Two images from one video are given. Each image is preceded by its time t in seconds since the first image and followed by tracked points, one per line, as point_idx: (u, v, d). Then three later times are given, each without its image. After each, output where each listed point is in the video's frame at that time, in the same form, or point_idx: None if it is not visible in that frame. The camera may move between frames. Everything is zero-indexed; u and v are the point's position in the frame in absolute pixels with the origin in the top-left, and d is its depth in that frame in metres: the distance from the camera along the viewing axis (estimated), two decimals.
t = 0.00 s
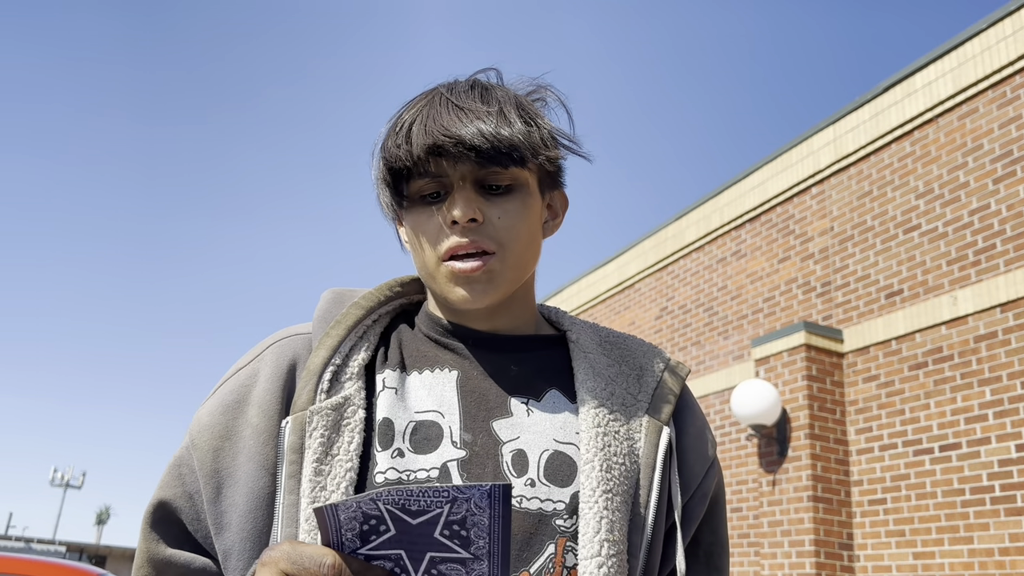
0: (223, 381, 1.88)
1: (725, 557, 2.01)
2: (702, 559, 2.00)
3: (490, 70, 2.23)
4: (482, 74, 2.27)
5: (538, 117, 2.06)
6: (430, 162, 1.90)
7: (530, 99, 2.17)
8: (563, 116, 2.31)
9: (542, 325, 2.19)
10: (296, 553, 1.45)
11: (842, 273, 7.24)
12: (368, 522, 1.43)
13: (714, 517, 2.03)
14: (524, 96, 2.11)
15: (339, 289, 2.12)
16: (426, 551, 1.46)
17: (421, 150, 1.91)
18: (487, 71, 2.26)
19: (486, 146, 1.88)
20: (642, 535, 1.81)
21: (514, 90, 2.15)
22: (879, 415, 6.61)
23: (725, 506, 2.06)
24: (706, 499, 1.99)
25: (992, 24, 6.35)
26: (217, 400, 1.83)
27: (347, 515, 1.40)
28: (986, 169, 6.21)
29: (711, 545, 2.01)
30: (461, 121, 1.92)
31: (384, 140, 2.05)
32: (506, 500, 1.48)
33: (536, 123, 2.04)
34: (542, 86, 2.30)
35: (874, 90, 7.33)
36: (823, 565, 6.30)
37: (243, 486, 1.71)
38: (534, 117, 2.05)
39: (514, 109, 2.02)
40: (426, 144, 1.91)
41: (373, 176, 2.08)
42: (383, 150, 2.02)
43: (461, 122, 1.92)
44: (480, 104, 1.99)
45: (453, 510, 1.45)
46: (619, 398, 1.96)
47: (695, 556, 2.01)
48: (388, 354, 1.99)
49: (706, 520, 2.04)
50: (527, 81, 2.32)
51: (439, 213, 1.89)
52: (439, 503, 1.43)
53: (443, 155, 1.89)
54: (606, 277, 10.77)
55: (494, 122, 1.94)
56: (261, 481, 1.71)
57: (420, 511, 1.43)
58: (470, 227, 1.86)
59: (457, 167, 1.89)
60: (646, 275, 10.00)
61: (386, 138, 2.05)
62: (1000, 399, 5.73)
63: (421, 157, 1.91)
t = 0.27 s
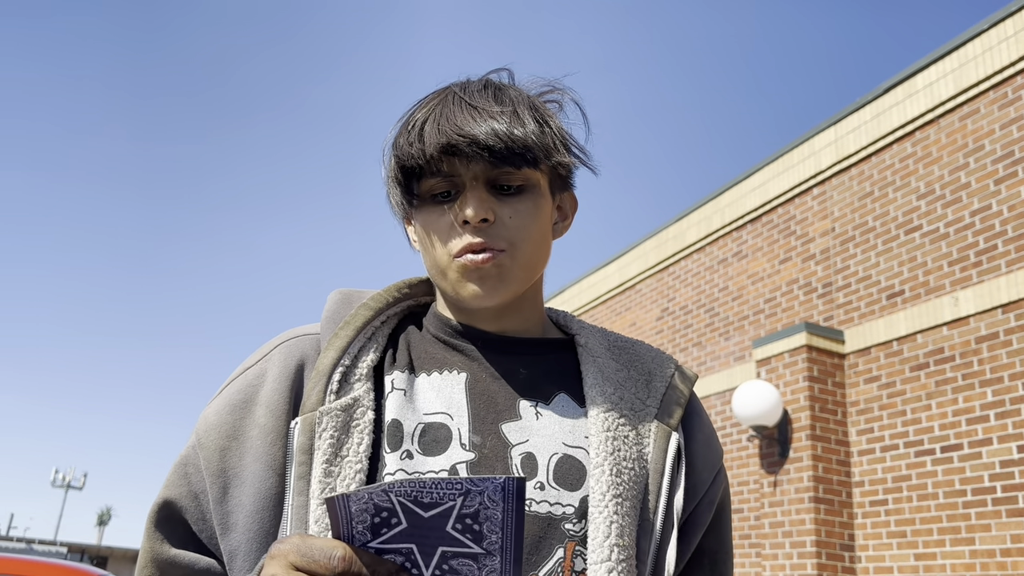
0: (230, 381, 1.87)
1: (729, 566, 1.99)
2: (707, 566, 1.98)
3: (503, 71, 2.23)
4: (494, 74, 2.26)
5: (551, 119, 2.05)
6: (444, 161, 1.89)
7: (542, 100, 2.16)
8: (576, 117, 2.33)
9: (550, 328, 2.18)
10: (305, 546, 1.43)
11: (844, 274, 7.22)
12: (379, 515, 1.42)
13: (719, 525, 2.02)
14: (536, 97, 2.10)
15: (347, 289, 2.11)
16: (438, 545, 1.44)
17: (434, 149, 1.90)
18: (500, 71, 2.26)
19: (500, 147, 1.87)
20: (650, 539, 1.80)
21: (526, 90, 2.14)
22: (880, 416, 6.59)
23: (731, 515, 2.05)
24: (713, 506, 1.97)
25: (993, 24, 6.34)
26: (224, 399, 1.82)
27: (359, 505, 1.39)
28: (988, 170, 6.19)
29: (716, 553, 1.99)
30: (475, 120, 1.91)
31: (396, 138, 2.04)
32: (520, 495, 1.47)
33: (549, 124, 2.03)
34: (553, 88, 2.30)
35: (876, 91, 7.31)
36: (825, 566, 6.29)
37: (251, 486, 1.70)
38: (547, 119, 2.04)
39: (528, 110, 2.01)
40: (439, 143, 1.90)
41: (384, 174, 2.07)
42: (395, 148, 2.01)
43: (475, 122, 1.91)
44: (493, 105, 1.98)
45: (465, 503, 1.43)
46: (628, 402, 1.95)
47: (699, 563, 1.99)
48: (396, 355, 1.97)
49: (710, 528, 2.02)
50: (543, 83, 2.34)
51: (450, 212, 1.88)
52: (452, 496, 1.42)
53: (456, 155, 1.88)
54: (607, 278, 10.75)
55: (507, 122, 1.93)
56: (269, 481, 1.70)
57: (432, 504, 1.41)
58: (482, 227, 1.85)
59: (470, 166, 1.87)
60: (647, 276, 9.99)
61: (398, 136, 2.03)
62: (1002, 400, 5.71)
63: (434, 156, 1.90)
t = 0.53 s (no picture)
0: (235, 380, 1.87)
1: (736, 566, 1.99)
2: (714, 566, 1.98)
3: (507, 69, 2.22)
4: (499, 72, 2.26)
5: (554, 117, 2.04)
6: (445, 159, 1.89)
7: (547, 98, 2.16)
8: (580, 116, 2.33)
9: (555, 327, 2.17)
10: (302, 536, 1.42)
11: (845, 275, 7.21)
12: (376, 505, 1.40)
13: (727, 525, 2.01)
14: (540, 95, 2.09)
15: (351, 289, 2.10)
16: (434, 537, 1.43)
17: (436, 148, 1.89)
18: (504, 69, 2.25)
19: (502, 145, 1.87)
20: (654, 540, 1.79)
21: (530, 89, 2.13)
22: (881, 417, 6.59)
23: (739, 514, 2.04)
24: (720, 506, 1.96)
25: (994, 25, 6.34)
26: (229, 398, 1.81)
27: (356, 495, 1.38)
28: (988, 171, 6.18)
29: (724, 554, 1.99)
30: (477, 119, 1.90)
31: (399, 137, 2.03)
32: (516, 488, 1.45)
33: (552, 123, 2.02)
34: (557, 86, 2.29)
35: (877, 92, 7.30)
36: (825, 566, 6.28)
37: (254, 484, 1.69)
38: (550, 118, 2.03)
39: (531, 108, 2.00)
40: (441, 142, 1.89)
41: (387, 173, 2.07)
42: (398, 147, 2.01)
43: (476, 121, 1.90)
44: (496, 103, 1.98)
45: (461, 494, 1.42)
46: (632, 401, 1.94)
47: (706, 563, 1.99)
48: (400, 355, 1.97)
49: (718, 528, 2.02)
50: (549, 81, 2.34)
51: (453, 211, 1.87)
52: (448, 487, 1.41)
53: (458, 154, 1.87)
54: (608, 279, 10.75)
55: (509, 121, 1.92)
56: (272, 480, 1.70)
57: (427, 494, 1.40)
58: (484, 226, 1.84)
59: (471, 165, 1.87)
60: (648, 276, 9.98)
61: (401, 134, 2.03)
62: (1003, 401, 5.70)
63: (436, 155, 1.89)
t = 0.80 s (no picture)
0: (238, 381, 1.88)
1: (740, 565, 2.00)
2: (716, 565, 1.99)
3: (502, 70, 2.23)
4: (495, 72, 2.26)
5: (548, 119, 2.04)
6: (439, 164, 1.89)
7: (542, 99, 2.16)
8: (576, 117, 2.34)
9: (555, 327, 2.18)
10: (286, 525, 1.41)
11: (845, 275, 7.22)
12: (358, 496, 1.42)
13: (728, 523, 2.01)
14: (535, 96, 2.09)
15: (353, 291, 2.11)
16: (415, 530, 1.44)
17: (430, 153, 1.90)
18: (499, 70, 2.25)
19: (494, 149, 1.87)
20: (651, 539, 1.80)
21: (525, 90, 2.14)
22: (882, 417, 6.59)
23: (740, 512, 2.04)
24: (720, 505, 1.96)
25: (994, 26, 6.34)
26: (231, 399, 1.83)
27: (337, 485, 1.39)
28: (989, 171, 6.19)
29: (727, 552, 1.99)
30: (469, 123, 1.91)
31: (395, 141, 2.04)
32: (495, 481, 1.45)
33: (547, 125, 2.02)
34: (554, 87, 2.29)
35: (877, 93, 7.31)
36: (826, 567, 6.28)
37: (252, 483, 1.70)
38: (544, 119, 2.03)
39: (524, 111, 2.00)
40: (434, 146, 1.89)
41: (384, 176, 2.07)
42: (394, 151, 2.01)
43: (469, 125, 1.90)
44: (489, 107, 1.98)
45: (441, 487, 1.42)
46: (629, 401, 1.94)
47: (708, 561, 1.99)
48: (399, 357, 1.97)
49: (720, 526, 2.02)
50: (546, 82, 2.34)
51: (447, 214, 1.88)
52: (427, 479, 1.41)
53: (451, 158, 1.88)
54: (609, 280, 10.75)
55: (502, 124, 1.92)
56: (271, 480, 1.70)
57: (408, 486, 1.41)
58: (478, 230, 1.84)
59: (465, 169, 1.87)
60: (649, 277, 9.98)
61: (397, 138, 2.04)
62: (1004, 402, 5.70)
63: (430, 159, 1.90)
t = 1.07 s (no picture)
0: (238, 386, 1.90)
1: (740, 560, 2.02)
2: (716, 561, 2.00)
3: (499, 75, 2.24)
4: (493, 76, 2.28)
5: (545, 123, 2.06)
6: (437, 170, 1.91)
7: (539, 103, 2.18)
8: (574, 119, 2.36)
9: (554, 328, 2.20)
10: (276, 524, 1.45)
11: (846, 276, 7.24)
12: (346, 497, 1.43)
13: (728, 519, 2.03)
14: (531, 101, 2.11)
15: (352, 295, 2.13)
16: (402, 531, 1.45)
17: (427, 158, 1.92)
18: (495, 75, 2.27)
19: (491, 155, 1.89)
20: (652, 539, 1.82)
21: (522, 94, 2.16)
22: (882, 418, 6.61)
23: (740, 509, 2.06)
24: (720, 501, 1.98)
25: (994, 27, 6.37)
26: (232, 403, 1.85)
27: (326, 486, 1.41)
28: (989, 172, 6.21)
29: (727, 548, 2.01)
30: (466, 128, 1.93)
31: (393, 146, 2.06)
32: (481, 485, 1.44)
33: (544, 129, 2.04)
34: (551, 90, 2.31)
35: (878, 93, 7.33)
36: (827, 568, 6.30)
37: (254, 487, 1.72)
38: (541, 123, 2.05)
39: (520, 116, 2.02)
40: (432, 152, 1.92)
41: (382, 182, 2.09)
42: (392, 157, 2.03)
43: (466, 130, 1.93)
44: (486, 112, 2.00)
45: (427, 489, 1.42)
46: (627, 402, 1.96)
47: (709, 558, 2.01)
48: (398, 360, 2.00)
49: (720, 523, 2.03)
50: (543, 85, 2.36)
51: (445, 220, 1.90)
52: (414, 481, 1.41)
53: (449, 164, 1.90)
54: (609, 281, 10.76)
55: (499, 130, 1.95)
56: (272, 483, 1.72)
57: (395, 488, 1.41)
58: (475, 234, 1.86)
59: (462, 175, 1.89)
60: (650, 278, 9.99)
61: (395, 144, 2.06)
62: (1005, 402, 5.73)
63: (427, 165, 1.92)
